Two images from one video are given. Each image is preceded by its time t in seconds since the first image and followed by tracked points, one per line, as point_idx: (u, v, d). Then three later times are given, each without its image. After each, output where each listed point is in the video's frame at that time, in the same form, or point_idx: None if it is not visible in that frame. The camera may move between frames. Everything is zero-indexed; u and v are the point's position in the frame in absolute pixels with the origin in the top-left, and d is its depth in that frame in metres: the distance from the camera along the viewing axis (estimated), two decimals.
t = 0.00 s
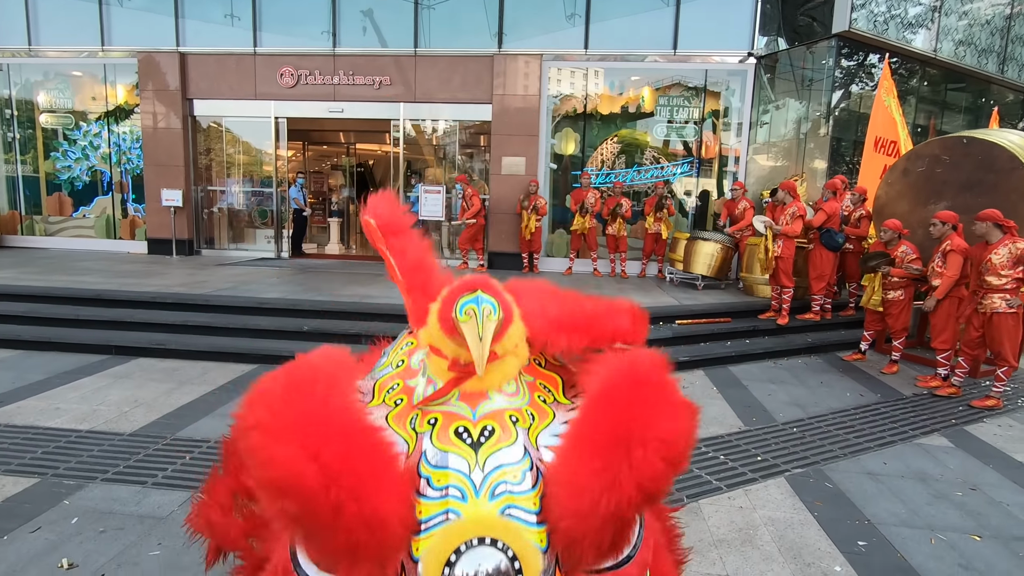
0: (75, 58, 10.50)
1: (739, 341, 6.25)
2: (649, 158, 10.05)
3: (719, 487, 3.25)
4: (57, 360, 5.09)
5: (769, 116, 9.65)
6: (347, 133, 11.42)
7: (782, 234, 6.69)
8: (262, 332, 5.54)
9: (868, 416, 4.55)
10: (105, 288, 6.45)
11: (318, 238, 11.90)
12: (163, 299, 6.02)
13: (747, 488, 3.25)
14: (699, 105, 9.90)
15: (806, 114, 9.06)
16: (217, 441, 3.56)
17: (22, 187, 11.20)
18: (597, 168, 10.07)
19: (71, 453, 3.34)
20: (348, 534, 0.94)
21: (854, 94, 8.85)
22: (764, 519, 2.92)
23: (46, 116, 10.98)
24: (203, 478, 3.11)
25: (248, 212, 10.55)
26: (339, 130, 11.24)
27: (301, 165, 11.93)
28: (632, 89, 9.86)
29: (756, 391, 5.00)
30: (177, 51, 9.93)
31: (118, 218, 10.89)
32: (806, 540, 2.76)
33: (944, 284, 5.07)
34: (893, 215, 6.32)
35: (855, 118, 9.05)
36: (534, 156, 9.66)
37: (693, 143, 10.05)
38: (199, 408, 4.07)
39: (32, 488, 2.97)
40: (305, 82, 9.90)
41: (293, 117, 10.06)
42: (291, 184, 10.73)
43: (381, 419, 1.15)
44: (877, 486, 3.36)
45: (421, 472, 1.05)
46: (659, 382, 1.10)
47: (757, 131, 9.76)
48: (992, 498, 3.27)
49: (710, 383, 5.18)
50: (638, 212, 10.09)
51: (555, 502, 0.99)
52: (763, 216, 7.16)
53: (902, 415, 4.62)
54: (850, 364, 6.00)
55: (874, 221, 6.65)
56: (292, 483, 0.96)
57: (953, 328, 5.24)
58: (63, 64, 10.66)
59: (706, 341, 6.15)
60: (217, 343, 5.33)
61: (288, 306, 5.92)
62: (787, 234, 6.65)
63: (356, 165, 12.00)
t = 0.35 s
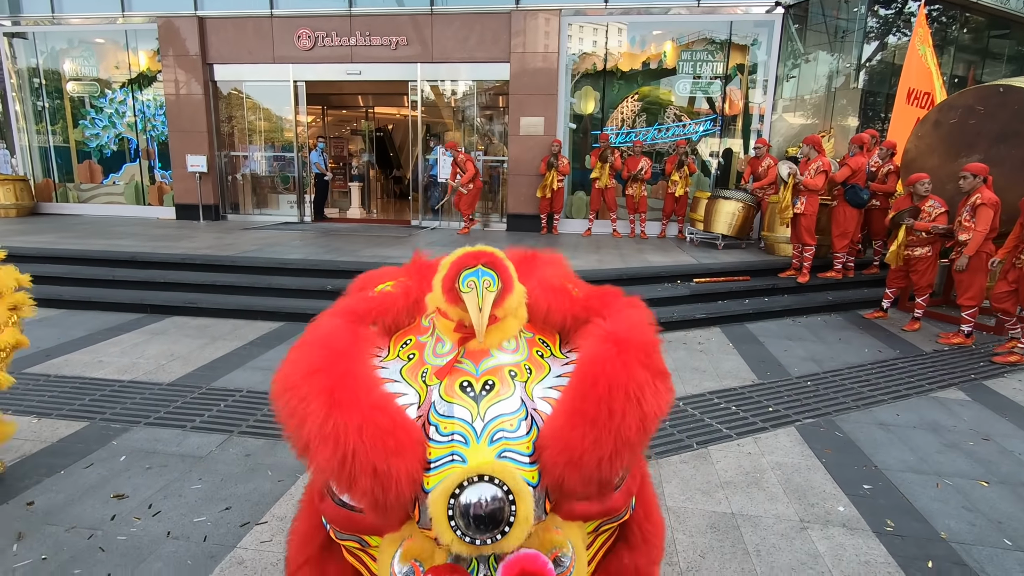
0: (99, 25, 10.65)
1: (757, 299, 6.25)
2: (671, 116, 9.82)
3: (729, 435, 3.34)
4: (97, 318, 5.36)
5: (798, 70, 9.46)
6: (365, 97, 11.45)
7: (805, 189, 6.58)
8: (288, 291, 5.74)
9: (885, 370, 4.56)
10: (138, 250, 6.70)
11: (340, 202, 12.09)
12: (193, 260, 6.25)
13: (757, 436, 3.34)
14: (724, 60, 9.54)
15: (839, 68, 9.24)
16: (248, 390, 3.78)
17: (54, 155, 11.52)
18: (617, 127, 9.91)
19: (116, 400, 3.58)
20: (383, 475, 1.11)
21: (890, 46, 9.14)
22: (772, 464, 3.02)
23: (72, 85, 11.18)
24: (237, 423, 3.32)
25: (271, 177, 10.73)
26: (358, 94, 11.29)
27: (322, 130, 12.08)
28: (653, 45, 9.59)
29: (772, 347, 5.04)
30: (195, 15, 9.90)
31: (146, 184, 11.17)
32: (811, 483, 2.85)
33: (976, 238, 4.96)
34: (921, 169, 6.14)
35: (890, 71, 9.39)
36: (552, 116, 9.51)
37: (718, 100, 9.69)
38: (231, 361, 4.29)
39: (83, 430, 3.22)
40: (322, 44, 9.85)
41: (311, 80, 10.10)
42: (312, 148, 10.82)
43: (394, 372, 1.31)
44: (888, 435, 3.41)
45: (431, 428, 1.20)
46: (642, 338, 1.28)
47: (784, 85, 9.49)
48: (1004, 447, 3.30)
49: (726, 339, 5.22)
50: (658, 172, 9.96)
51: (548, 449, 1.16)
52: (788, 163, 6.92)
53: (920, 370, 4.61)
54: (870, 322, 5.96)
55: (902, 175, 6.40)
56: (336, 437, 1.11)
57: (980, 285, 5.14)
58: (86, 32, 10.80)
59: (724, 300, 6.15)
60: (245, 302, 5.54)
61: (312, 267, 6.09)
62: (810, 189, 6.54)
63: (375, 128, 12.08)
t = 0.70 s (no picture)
0: (116, 14, 10.83)
1: (768, 287, 6.28)
2: (686, 102, 9.73)
3: (733, 419, 3.43)
4: (123, 302, 5.56)
5: (814, 56, 9.43)
6: (379, 84, 11.52)
7: (819, 176, 6.54)
8: (305, 277, 5.88)
9: (893, 358, 4.59)
10: (160, 237, 6.89)
11: (354, 190, 12.22)
12: (213, 246, 6.42)
13: (761, 420, 3.41)
14: (739, 45, 9.42)
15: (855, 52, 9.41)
16: (269, 372, 3.93)
17: (76, 143, 11.76)
18: (630, 114, 9.89)
19: (143, 380, 3.75)
20: (454, 514, 1.24)
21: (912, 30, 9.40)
22: (775, 447, 3.10)
23: (92, 73, 11.38)
24: (259, 402, 3.47)
25: (286, 164, 10.86)
26: (371, 81, 11.37)
27: (335, 117, 12.15)
28: (668, 31, 9.51)
29: (781, 334, 5.09)
30: (211, 3, 10.00)
31: (165, 171, 11.37)
32: (813, 465, 2.93)
33: (992, 227, 4.95)
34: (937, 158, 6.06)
35: (911, 55, 9.58)
36: (565, 103, 9.48)
37: (735, 87, 9.58)
38: (252, 344, 4.45)
39: (115, 407, 3.39)
40: (336, 31, 9.92)
41: (325, 67, 10.18)
42: (327, 136, 10.92)
43: (442, 411, 1.39)
44: (891, 421, 3.47)
45: (485, 462, 1.31)
46: (653, 372, 1.43)
47: (801, 71, 9.44)
48: (1008, 434, 3.35)
49: (735, 326, 5.27)
50: (672, 158, 9.94)
51: (588, 472, 1.31)
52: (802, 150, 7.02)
53: (928, 358, 4.64)
54: (881, 310, 5.97)
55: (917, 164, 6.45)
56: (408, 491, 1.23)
57: (996, 273, 5.11)
58: (105, 21, 10.98)
59: (734, 287, 6.19)
60: (264, 287, 5.70)
61: (328, 253, 6.23)
62: (824, 175, 6.50)
63: (388, 116, 12.15)
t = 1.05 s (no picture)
0: None
1: (787, 278, 6.21)
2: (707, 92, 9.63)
3: (748, 407, 3.43)
4: (148, 282, 5.69)
5: (841, 44, 9.23)
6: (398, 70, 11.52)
7: (840, 167, 6.49)
8: (324, 261, 5.96)
9: (914, 351, 4.54)
10: (184, 219, 7.02)
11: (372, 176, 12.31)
12: (235, 229, 6.53)
13: (777, 409, 3.41)
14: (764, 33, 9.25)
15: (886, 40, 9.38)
16: (290, 352, 4.01)
17: (102, 127, 11.97)
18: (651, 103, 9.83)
19: (170, 357, 3.85)
20: None
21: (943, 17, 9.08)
22: (789, 436, 3.10)
23: (118, 58, 11.55)
24: (281, 380, 3.56)
25: (305, 150, 10.97)
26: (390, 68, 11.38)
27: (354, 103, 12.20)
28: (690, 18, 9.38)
29: (799, 325, 5.06)
30: None
31: (188, 156, 11.55)
32: (828, 454, 2.93)
33: None
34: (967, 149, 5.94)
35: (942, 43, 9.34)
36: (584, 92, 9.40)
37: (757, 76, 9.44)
38: (273, 325, 4.54)
39: (142, 381, 3.50)
40: (356, 17, 9.92)
41: (345, 54, 10.21)
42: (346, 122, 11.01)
43: None
44: (909, 413, 3.44)
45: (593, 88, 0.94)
46: None
47: (827, 60, 9.25)
48: None
49: (752, 316, 5.24)
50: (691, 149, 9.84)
51: None
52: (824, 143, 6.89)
53: (950, 351, 4.57)
54: (902, 303, 5.88)
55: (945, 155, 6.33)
56: None
57: None
58: (131, 6, 11.15)
59: (752, 278, 6.15)
60: (284, 270, 5.80)
61: (347, 238, 6.30)
62: (845, 167, 6.44)
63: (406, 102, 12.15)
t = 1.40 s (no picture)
0: None
1: (797, 279, 6.19)
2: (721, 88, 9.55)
3: (755, 408, 3.44)
4: (163, 274, 5.78)
5: (856, 41, 9.15)
6: (410, 65, 11.55)
7: (854, 167, 6.42)
8: (335, 256, 6.02)
9: (923, 355, 4.52)
10: (198, 212, 7.10)
11: (383, 170, 12.36)
12: (248, 223, 6.61)
13: (784, 412, 3.42)
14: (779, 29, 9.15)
15: (904, 38, 9.29)
16: (301, 346, 4.07)
17: (118, 119, 12.10)
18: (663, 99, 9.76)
19: (184, 349, 3.93)
20: None
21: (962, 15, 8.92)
22: (795, 438, 3.11)
23: (133, 51, 11.66)
24: (292, 374, 3.62)
25: (316, 143, 11.04)
26: (402, 62, 11.41)
27: (366, 97, 12.24)
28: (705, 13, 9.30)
29: (808, 327, 5.05)
30: None
31: (202, 148, 11.66)
32: (834, 458, 2.94)
33: None
34: (983, 150, 5.88)
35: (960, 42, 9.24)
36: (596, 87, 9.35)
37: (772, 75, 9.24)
38: (285, 319, 4.60)
39: (158, 373, 3.57)
40: (370, 11, 9.96)
41: (358, 48, 10.25)
42: (358, 116, 11.07)
43: None
44: (917, 417, 3.44)
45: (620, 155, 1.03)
46: None
47: (842, 57, 9.16)
48: None
49: (761, 317, 5.23)
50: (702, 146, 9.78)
51: None
52: (839, 138, 6.70)
53: (961, 356, 4.55)
54: (913, 306, 5.84)
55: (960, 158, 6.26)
56: None
57: None
58: None
59: (762, 278, 6.13)
60: (296, 264, 5.86)
61: (358, 233, 6.36)
62: (859, 167, 6.37)
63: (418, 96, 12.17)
